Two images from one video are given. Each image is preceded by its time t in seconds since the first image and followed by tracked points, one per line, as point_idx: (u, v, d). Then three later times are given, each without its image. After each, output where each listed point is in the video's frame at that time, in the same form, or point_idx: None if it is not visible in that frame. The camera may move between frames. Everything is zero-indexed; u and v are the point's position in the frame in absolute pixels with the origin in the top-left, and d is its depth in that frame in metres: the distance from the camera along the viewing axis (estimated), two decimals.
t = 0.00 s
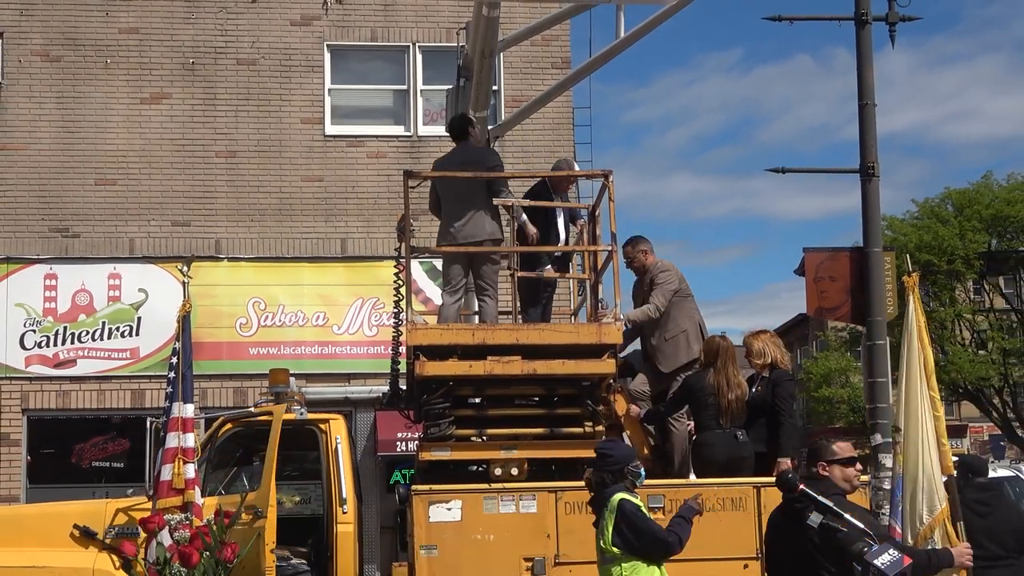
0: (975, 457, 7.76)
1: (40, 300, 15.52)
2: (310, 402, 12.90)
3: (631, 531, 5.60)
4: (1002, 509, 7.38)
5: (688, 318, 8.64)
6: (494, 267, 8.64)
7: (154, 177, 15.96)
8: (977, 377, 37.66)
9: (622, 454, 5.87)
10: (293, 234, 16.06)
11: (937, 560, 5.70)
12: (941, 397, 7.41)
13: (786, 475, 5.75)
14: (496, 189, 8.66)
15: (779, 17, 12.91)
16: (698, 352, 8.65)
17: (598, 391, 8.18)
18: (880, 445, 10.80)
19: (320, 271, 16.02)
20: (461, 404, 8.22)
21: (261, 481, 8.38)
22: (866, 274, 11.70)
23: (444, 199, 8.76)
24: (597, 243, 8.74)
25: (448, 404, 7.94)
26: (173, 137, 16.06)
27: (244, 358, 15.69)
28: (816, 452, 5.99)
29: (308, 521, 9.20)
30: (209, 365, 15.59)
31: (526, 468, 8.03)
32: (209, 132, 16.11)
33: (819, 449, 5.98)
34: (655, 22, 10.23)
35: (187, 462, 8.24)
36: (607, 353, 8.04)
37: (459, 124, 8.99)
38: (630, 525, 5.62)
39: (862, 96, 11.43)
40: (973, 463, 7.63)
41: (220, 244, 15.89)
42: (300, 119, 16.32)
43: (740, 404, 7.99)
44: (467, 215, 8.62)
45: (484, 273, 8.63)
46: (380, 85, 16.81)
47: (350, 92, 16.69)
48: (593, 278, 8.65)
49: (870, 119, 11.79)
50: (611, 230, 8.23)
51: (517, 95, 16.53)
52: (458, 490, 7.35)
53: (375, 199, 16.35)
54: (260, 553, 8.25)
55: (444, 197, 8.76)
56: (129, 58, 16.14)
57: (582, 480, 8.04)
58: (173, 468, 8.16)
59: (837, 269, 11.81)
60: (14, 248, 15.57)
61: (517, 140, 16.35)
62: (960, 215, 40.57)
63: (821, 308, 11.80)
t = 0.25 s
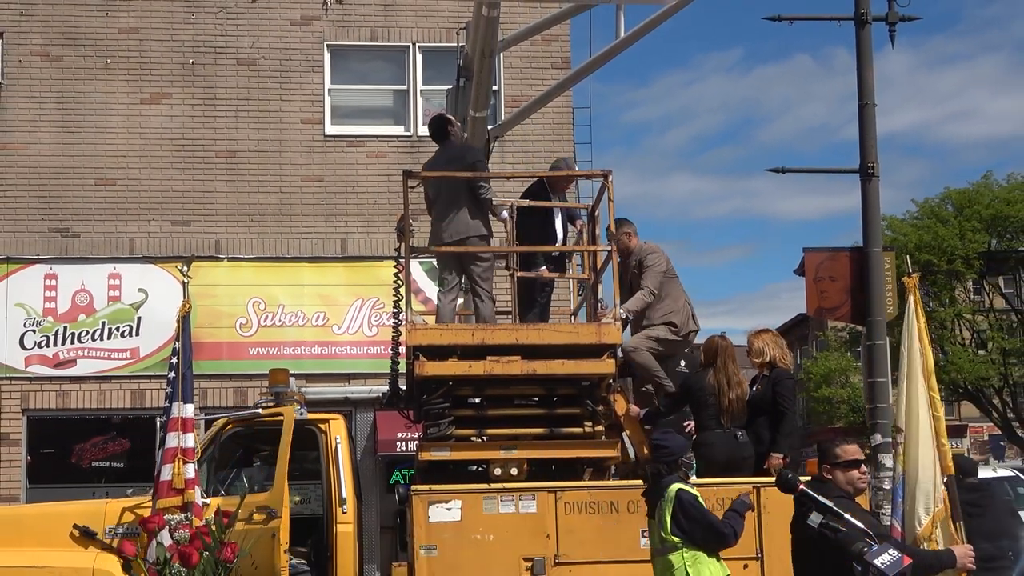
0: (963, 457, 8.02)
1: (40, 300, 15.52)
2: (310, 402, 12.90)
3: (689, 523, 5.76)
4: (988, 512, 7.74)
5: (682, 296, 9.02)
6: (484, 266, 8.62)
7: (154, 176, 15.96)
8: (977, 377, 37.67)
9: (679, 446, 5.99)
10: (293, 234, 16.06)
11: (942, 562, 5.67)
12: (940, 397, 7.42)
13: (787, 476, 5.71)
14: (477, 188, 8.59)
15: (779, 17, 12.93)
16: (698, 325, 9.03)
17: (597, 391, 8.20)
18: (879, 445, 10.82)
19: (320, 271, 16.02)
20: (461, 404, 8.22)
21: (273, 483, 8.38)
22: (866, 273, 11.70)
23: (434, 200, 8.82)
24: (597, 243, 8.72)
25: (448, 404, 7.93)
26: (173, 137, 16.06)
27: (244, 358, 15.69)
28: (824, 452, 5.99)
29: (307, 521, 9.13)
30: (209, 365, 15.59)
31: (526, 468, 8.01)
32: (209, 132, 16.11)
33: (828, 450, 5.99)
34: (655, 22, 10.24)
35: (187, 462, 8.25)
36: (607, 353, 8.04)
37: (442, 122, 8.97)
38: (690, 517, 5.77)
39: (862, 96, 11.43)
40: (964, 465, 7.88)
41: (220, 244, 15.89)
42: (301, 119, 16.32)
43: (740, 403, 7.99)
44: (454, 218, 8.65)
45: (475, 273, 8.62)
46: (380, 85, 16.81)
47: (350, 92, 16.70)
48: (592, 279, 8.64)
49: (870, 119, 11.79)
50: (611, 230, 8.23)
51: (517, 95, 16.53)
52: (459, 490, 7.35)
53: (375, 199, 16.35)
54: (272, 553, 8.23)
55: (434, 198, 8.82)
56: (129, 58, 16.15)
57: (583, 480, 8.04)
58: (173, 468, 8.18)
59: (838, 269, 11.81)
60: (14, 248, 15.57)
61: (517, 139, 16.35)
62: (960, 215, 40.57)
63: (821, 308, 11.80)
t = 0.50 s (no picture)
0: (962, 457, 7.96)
1: (40, 300, 15.52)
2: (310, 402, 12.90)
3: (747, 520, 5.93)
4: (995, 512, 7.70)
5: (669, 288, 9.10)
6: (481, 263, 8.62)
7: (154, 176, 15.96)
8: (977, 376, 37.66)
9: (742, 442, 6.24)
10: (293, 234, 16.06)
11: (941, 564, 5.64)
12: (941, 397, 7.37)
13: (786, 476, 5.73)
14: (474, 188, 8.59)
15: (779, 18, 12.93)
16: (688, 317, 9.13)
17: (598, 391, 8.18)
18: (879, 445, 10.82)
19: (320, 271, 16.02)
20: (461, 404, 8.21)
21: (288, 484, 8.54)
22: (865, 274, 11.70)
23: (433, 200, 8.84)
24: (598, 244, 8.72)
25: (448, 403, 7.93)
26: (173, 137, 16.07)
27: (244, 358, 15.69)
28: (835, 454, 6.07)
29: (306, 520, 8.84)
30: (209, 365, 15.59)
31: (525, 468, 8.01)
32: (209, 132, 16.11)
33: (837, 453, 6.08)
34: (655, 22, 10.24)
35: (187, 462, 8.25)
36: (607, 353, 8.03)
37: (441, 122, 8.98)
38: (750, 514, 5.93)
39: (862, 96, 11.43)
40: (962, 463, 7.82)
41: (220, 244, 15.89)
42: (301, 119, 16.32)
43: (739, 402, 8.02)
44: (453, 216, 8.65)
45: (472, 272, 8.64)
46: (380, 85, 16.81)
47: (350, 92, 16.70)
48: (592, 279, 8.63)
49: (870, 119, 11.79)
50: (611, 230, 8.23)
51: (516, 95, 16.53)
52: (459, 490, 7.35)
53: (375, 199, 16.35)
54: (291, 550, 8.37)
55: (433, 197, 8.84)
56: (129, 58, 16.15)
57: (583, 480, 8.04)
58: (173, 468, 8.20)
59: (837, 269, 11.81)
60: (14, 248, 15.57)
61: (517, 139, 16.35)
62: (960, 215, 40.56)
63: (821, 308, 11.80)
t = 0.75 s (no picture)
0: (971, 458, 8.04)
1: (40, 300, 15.52)
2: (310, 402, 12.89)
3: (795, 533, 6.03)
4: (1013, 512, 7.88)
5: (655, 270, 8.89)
6: (476, 262, 8.61)
7: (154, 176, 15.96)
8: (977, 376, 37.67)
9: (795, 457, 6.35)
10: (293, 234, 16.06)
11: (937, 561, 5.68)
12: (941, 397, 7.31)
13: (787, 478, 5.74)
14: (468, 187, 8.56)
15: (779, 17, 12.93)
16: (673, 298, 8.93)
17: (597, 391, 8.17)
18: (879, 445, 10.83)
19: (320, 272, 16.02)
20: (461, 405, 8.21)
21: (304, 487, 8.62)
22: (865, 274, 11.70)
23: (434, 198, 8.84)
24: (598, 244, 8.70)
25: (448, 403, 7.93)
26: (173, 137, 16.06)
27: (244, 358, 15.68)
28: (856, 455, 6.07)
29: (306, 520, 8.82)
30: (209, 365, 15.59)
31: (526, 468, 8.01)
32: (209, 132, 16.11)
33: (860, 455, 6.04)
34: (655, 22, 10.24)
35: (187, 462, 8.24)
36: (607, 353, 8.03)
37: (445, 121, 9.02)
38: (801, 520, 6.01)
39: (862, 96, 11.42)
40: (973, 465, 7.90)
41: (220, 244, 15.89)
42: (300, 119, 16.32)
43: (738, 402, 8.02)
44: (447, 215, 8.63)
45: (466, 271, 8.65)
46: (380, 85, 16.81)
47: (350, 92, 16.69)
48: (593, 279, 8.62)
49: (870, 119, 11.79)
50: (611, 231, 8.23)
51: (516, 95, 16.52)
52: (459, 490, 7.35)
53: (375, 199, 16.35)
54: (308, 552, 8.47)
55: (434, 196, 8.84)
56: (129, 58, 16.14)
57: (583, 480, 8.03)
58: (173, 468, 8.18)
59: (837, 269, 11.81)
60: (14, 248, 15.57)
61: (517, 139, 16.34)
62: (960, 215, 40.55)
63: (821, 308, 11.80)
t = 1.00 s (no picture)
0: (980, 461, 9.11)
1: (40, 300, 15.52)
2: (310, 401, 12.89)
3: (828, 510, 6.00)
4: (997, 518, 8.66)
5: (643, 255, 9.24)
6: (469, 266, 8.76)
7: (154, 176, 15.96)
8: (977, 376, 37.66)
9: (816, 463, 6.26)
10: (293, 234, 16.06)
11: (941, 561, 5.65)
12: (942, 397, 7.30)
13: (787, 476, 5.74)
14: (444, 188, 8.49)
15: (779, 18, 12.94)
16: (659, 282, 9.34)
17: (597, 391, 8.16)
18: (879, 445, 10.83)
19: (320, 271, 16.02)
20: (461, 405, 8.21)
21: (313, 490, 8.68)
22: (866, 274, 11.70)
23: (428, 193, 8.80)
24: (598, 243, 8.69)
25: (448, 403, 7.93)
26: (174, 137, 16.07)
27: (244, 358, 15.68)
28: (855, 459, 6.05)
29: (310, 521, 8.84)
30: (209, 365, 15.59)
31: (526, 468, 8.00)
32: (209, 132, 16.12)
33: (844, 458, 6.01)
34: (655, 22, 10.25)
35: (187, 462, 8.22)
36: (607, 353, 8.02)
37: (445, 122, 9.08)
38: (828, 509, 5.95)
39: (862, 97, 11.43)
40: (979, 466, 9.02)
41: (220, 244, 15.89)
42: (300, 119, 16.32)
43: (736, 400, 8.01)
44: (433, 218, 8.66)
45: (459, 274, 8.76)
46: (380, 85, 16.82)
47: (350, 92, 16.70)
48: (592, 279, 8.63)
49: (870, 118, 11.79)
50: (611, 231, 8.24)
51: (516, 95, 16.53)
52: (459, 490, 7.35)
53: (375, 199, 16.35)
54: (322, 554, 8.53)
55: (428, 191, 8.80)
56: (129, 58, 16.15)
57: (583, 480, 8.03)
58: (173, 468, 8.15)
59: (838, 269, 11.81)
60: (14, 247, 15.57)
61: (516, 139, 16.34)
62: (960, 215, 40.54)
63: (821, 308, 11.80)
